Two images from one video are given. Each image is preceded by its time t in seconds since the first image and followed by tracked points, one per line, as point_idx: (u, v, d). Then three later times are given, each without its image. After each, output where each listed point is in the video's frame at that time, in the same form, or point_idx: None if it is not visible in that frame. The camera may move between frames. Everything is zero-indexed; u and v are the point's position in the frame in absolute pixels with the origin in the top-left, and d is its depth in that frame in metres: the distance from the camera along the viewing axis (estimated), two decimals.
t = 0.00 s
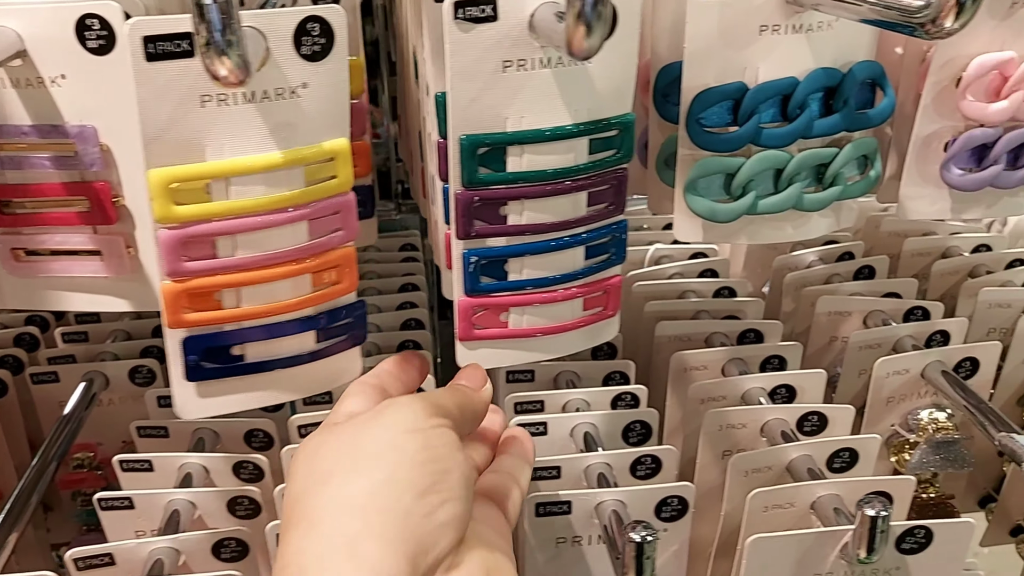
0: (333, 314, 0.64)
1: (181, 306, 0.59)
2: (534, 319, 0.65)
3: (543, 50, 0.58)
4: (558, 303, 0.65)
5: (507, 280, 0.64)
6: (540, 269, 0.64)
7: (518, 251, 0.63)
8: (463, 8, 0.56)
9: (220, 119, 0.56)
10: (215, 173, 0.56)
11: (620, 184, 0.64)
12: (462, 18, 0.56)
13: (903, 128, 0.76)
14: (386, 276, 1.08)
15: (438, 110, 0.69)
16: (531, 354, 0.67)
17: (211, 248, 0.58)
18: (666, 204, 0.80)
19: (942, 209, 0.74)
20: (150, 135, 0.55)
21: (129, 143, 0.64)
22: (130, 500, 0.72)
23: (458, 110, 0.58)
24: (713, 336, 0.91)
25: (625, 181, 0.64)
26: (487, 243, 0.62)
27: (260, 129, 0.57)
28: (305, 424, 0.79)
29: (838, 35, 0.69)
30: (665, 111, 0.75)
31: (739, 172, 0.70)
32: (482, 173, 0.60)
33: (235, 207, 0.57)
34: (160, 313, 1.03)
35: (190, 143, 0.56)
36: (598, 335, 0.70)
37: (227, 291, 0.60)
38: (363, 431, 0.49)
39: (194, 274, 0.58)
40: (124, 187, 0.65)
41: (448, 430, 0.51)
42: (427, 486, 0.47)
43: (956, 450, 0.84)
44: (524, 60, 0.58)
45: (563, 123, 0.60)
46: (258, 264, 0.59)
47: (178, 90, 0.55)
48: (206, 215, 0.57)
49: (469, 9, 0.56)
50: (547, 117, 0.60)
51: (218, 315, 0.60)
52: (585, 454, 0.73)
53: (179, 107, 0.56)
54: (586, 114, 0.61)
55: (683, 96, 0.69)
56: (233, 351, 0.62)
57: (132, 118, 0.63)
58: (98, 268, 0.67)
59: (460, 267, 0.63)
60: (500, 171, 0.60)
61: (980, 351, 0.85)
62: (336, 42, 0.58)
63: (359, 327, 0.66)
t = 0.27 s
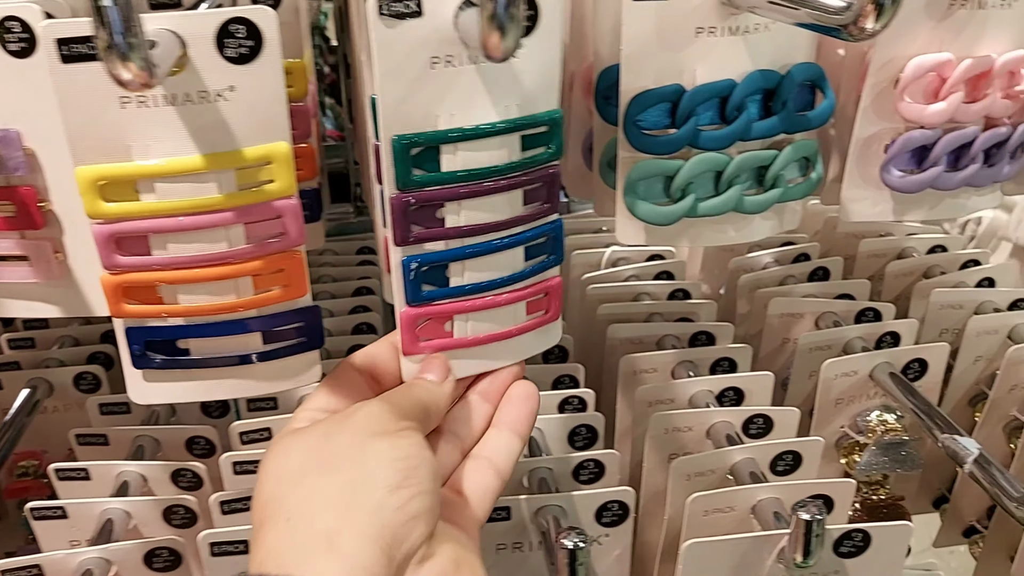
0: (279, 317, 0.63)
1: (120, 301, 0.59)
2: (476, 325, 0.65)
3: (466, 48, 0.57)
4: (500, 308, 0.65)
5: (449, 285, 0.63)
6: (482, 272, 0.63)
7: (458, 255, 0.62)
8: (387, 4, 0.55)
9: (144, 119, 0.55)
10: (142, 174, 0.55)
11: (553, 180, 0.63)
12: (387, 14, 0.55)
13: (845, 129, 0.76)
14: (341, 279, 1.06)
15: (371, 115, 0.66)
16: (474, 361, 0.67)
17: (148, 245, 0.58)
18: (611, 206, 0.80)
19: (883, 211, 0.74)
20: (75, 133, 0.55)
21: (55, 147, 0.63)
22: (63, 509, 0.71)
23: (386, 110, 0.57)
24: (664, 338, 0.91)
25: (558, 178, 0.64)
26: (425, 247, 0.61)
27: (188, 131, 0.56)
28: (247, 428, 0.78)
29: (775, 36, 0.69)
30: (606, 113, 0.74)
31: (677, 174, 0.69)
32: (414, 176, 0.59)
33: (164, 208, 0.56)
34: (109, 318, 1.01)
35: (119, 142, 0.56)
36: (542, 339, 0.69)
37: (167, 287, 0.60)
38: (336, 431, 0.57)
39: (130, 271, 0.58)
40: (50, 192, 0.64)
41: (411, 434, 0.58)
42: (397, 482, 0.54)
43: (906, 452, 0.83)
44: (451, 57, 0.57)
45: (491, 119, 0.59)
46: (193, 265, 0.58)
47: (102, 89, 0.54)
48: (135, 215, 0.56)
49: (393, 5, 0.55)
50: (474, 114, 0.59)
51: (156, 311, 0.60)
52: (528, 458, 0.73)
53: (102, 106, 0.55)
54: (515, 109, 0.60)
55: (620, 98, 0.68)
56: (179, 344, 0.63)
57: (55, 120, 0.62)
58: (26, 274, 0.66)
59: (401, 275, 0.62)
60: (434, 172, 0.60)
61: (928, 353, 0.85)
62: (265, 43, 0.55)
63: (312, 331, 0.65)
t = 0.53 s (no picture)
0: (217, 330, 0.65)
1: (61, 293, 0.62)
2: (437, 388, 0.54)
3: (426, 53, 0.51)
4: (470, 373, 0.54)
5: (404, 334, 0.54)
6: (443, 323, 0.53)
7: (412, 297, 0.52)
8: None
9: (81, 110, 0.58)
10: (79, 165, 0.58)
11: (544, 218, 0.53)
12: (327, 11, 0.49)
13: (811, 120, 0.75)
14: (310, 275, 1.05)
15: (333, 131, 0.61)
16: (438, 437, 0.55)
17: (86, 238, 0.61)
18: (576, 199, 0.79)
19: (850, 202, 0.73)
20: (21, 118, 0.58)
21: None
22: (15, 513, 0.70)
23: (326, 121, 0.51)
24: (634, 334, 0.90)
25: (548, 218, 0.53)
26: (373, 283, 0.53)
27: (124, 126, 0.58)
28: (207, 429, 0.76)
29: (735, 25, 0.68)
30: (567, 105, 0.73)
31: (640, 166, 0.68)
32: (360, 195, 0.51)
33: (97, 201, 0.58)
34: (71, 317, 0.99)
35: (60, 133, 0.59)
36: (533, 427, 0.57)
37: (107, 287, 0.62)
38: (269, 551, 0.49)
39: (69, 262, 0.61)
40: None
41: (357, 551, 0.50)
42: None
43: (877, 447, 0.84)
44: (405, 62, 0.51)
45: (459, 139, 0.52)
46: (128, 264, 0.60)
47: (44, 78, 0.57)
48: (72, 205, 0.59)
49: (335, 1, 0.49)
50: (438, 133, 0.52)
51: (95, 307, 0.63)
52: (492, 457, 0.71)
53: (41, 92, 0.58)
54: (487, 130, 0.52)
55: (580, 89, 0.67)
56: (122, 347, 0.66)
57: None
58: None
59: (344, 315, 0.53)
60: (385, 194, 0.52)
61: (899, 346, 0.84)
62: (201, 41, 0.57)
63: (254, 351, 0.66)
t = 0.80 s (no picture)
0: (212, 333, 0.63)
1: (54, 298, 0.61)
2: (434, 443, 0.54)
3: (426, 67, 0.53)
4: (469, 427, 0.54)
5: (397, 380, 0.54)
6: (438, 367, 0.54)
7: (403, 340, 0.53)
8: (319, 16, 0.53)
9: (67, 116, 0.57)
10: (65, 171, 0.57)
11: (554, 253, 0.54)
12: (318, 27, 0.53)
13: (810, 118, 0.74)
14: (304, 275, 1.03)
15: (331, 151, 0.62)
16: (438, 500, 0.54)
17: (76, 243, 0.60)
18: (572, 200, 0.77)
19: (850, 201, 0.72)
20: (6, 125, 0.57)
21: None
22: (5, 523, 0.69)
23: (319, 139, 0.54)
24: (632, 334, 0.89)
25: (569, 252, 0.54)
26: (363, 324, 0.54)
27: (111, 132, 0.57)
28: (200, 435, 0.75)
29: (733, 23, 0.67)
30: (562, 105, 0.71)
31: (637, 168, 0.67)
32: (348, 227, 0.53)
33: (88, 207, 0.58)
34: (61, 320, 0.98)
35: (46, 138, 0.57)
36: (545, 495, 0.55)
37: (100, 291, 0.62)
38: None
39: (60, 268, 0.60)
40: None
41: None
42: None
43: (879, 446, 0.84)
44: (400, 79, 0.53)
45: (467, 160, 0.54)
46: (120, 269, 0.60)
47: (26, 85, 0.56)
48: (61, 211, 0.58)
49: (326, 16, 0.53)
50: (439, 149, 0.54)
51: (89, 311, 0.62)
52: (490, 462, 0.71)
53: (24, 98, 0.56)
54: (492, 149, 0.54)
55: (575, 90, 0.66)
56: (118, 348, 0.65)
57: None
58: None
59: (332, 360, 0.54)
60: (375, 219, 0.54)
61: (900, 345, 0.83)
62: (187, 45, 0.56)
63: (251, 352, 0.64)
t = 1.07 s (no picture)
0: (220, 326, 0.63)
1: (62, 289, 0.61)
2: (434, 431, 0.53)
3: (438, 48, 0.54)
4: (475, 415, 0.53)
5: (398, 365, 0.53)
6: (442, 352, 0.53)
7: (405, 322, 0.53)
8: None
9: (76, 104, 0.56)
10: (74, 160, 0.57)
11: (567, 233, 0.53)
12: (330, 10, 0.53)
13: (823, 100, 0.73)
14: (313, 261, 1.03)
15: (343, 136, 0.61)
16: (439, 493, 0.53)
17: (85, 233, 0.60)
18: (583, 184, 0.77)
19: (864, 183, 0.71)
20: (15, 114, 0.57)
21: None
22: (21, 511, 0.69)
23: (327, 120, 0.54)
24: (644, 319, 0.88)
25: (584, 236, 0.54)
26: (363, 305, 0.54)
27: (120, 120, 0.57)
28: (213, 421, 0.76)
29: (746, 5, 0.66)
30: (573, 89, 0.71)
31: (649, 152, 0.66)
32: (352, 206, 0.53)
33: (96, 196, 0.58)
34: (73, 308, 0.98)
35: (55, 127, 0.57)
36: (552, 487, 0.54)
37: (109, 282, 0.61)
38: None
39: (68, 257, 0.60)
40: None
41: None
42: None
43: (892, 430, 0.84)
44: (410, 59, 0.54)
45: (479, 137, 0.53)
46: (128, 259, 0.59)
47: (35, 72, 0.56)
48: (69, 200, 0.58)
49: None
50: (450, 129, 0.54)
51: (97, 303, 0.61)
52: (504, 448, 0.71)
53: (33, 86, 0.56)
54: (503, 127, 0.54)
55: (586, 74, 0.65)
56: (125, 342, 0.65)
57: None
58: None
59: (331, 343, 0.53)
60: (379, 200, 0.53)
61: (914, 328, 0.83)
62: (196, 31, 0.55)
63: (259, 345, 0.64)
